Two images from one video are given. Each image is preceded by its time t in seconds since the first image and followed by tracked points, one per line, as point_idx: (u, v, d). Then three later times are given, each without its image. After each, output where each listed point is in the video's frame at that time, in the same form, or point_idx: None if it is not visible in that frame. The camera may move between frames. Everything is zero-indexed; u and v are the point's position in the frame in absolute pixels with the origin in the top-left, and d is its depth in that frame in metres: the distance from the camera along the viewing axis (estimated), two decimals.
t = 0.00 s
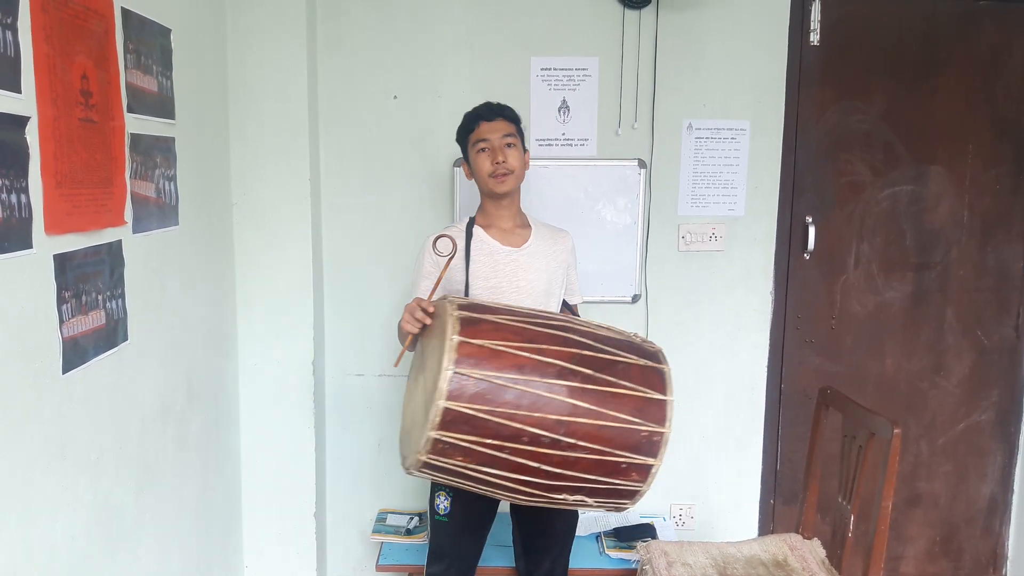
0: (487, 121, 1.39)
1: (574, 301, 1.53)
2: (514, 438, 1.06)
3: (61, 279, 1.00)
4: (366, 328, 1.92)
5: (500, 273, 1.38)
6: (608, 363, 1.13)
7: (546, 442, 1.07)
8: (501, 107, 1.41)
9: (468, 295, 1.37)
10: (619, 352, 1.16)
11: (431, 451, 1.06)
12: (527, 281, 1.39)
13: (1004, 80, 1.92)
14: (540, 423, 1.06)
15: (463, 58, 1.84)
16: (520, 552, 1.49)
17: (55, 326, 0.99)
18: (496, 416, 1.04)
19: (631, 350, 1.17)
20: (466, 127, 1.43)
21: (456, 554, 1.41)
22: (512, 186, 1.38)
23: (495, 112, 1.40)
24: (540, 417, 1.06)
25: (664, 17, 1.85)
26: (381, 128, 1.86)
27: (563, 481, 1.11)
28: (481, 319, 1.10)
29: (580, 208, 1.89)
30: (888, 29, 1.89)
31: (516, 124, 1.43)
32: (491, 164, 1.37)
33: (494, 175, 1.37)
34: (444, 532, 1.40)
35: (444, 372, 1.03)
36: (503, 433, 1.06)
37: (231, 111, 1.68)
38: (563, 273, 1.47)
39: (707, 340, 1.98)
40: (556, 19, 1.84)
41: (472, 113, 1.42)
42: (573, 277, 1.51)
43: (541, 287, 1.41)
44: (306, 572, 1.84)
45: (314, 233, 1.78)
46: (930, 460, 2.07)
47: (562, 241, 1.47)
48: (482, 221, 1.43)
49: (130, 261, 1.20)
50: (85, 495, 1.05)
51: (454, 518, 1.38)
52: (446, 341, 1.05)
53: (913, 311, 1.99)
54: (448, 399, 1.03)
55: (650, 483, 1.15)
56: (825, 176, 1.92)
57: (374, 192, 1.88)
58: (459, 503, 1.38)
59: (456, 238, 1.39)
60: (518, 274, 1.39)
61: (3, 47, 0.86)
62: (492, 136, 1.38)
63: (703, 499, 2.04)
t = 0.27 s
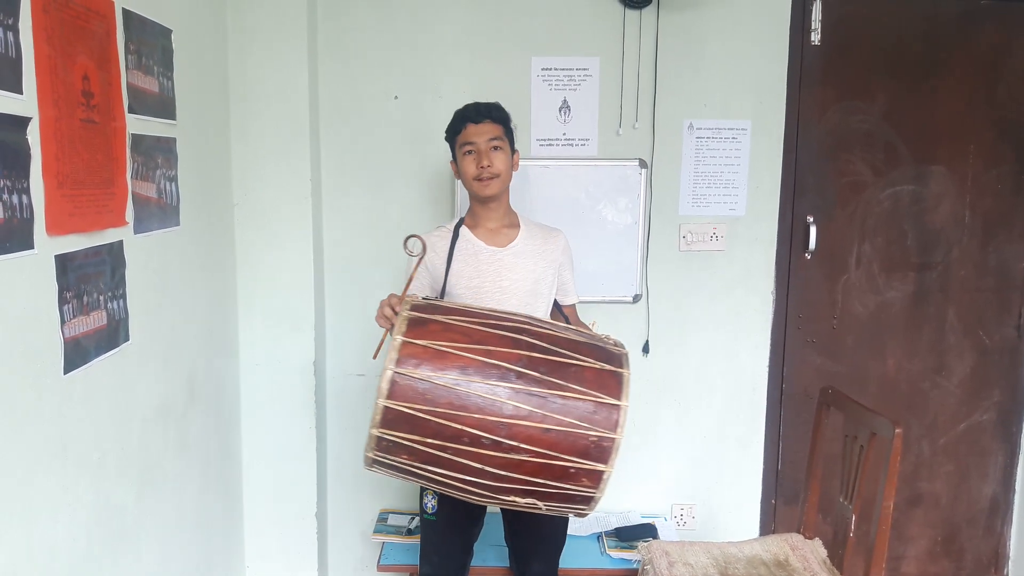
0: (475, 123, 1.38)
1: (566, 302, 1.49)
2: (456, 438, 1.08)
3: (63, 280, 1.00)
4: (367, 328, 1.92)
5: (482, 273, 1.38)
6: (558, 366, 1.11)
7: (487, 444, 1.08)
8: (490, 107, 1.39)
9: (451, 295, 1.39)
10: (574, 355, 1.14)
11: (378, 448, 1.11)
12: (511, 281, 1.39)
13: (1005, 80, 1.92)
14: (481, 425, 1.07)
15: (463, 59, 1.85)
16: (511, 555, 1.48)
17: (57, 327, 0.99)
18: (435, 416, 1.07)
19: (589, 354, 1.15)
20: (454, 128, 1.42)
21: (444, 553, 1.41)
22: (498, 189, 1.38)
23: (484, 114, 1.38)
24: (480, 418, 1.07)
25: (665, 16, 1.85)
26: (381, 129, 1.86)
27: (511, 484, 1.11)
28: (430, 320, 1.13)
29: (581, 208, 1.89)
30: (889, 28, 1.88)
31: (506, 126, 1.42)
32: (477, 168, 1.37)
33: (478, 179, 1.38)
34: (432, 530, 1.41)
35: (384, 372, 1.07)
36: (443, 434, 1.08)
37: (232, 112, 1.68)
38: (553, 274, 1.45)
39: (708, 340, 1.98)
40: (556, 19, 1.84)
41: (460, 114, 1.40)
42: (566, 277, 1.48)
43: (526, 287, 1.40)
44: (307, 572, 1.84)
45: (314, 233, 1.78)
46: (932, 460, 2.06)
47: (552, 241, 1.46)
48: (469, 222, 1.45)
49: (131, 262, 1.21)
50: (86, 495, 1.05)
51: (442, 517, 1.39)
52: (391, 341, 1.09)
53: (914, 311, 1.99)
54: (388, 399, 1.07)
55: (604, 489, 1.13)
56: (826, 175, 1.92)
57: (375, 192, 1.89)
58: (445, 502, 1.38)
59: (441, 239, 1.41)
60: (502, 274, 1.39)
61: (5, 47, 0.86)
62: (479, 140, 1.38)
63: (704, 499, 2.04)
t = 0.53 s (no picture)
0: (473, 125, 1.37)
1: (559, 302, 1.48)
2: (422, 436, 1.10)
3: (64, 280, 1.00)
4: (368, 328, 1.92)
5: (470, 274, 1.39)
6: (526, 364, 1.12)
7: (453, 441, 1.09)
8: (491, 110, 1.38)
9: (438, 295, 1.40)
10: (544, 353, 1.14)
11: (349, 445, 1.14)
12: (499, 281, 1.39)
13: (1005, 80, 1.92)
14: (446, 422, 1.08)
15: (464, 59, 1.85)
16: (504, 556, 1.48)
17: (59, 326, 0.99)
18: (401, 413, 1.09)
19: (560, 352, 1.15)
20: (451, 127, 1.41)
21: (436, 552, 1.41)
22: (489, 193, 1.38)
23: (484, 116, 1.37)
24: (445, 415, 1.08)
25: (665, 17, 1.85)
26: (382, 129, 1.87)
27: (480, 483, 1.12)
28: (401, 319, 1.16)
29: (581, 208, 1.89)
30: (890, 29, 1.88)
31: (503, 130, 1.41)
32: (470, 171, 1.37)
33: (470, 180, 1.38)
34: (423, 529, 1.41)
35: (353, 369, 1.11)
36: (409, 431, 1.10)
37: (233, 112, 1.68)
38: (544, 275, 1.44)
39: (709, 340, 1.98)
40: (557, 19, 1.84)
41: (458, 113, 1.39)
42: (559, 277, 1.46)
43: (515, 287, 1.40)
44: (307, 572, 1.84)
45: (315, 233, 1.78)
46: (932, 461, 2.06)
47: (543, 242, 1.44)
48: (459, 222, 1.45)
49: (132, 261, 1.21)
50: (87, 495, 1.05)
51: (432, 518, 1.39)
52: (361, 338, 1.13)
53: (914, 312, 1.99)
54: (356, 395, 1.10)
55: (574, 489, 1.12)
56: (827, 176, 1.92)
57: (375, 192, 1.89)
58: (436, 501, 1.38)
59: (431, 240, 1.43)
60: (489, 274, 1.39)
61: (5, 47, 0.87)
62: (475, 142, 1.37)
63: (704, 500, 2.04)
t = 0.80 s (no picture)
0: (460, 126, 1.37)
1: (551, 299, 1.47)
2: (411, 440, 1.10)
3: (65, 280, 1.00)
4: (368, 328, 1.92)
5: (459, 274, 1.39)
6: (513, 367, 1.12)
7: (442, 445, 1.09)
8: (476, 111, 1.38)
9: (429, 295, 1.41)
10: (531, 355, 1.14)
11: (339, 450, 1.15)
12: (489, 282, 1.39)
13: (1006, 80, 1.92)
14: (433, 426, 1.09)
15: (464, 59, 1.85)
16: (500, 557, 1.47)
17: (59, 326, 0.99)
18: (389, 418, 1.09)
19: (548, 354, 1.15)
20: (437, 129, 1.40)
21: (431, 551, 1.41)
22: (480, 193, 1.39)
23: (471, 117, 1.37)
24: (433, 420, 1.09)
25: (666, 17, 1.85)
26: (382, 129, 1.87)
27: (469, 486, 1.12)
28: (389, 323, 1.16)
29: (581, 207, 1.89)
30: (890, 28, 1.88)
31: (490, 130, 1.41)
32: (460, 172, 1.37)
33: (460, 183, 1.38)
34: (418, 527, 1.41)
35: (341, 374, 1.12)
36: (398, 436, 1.10)
37: (234, 112, 1.68)
38: (534, 274, 1.44)
39: (710, 340, 1.98)
40: (557, 19, 1.84)
41: (444, 115, 1.39)
42: (550, 275, 1.45)
43: (505, 287, 1.40)
44: (308, 572, 1.84)
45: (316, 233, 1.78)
46: (933, 461, 2.06)
47: (533, 240, 1.44)
48: (449, 223, 1.45)
49: (133, 261, 1.21)
50: (87, 495, 1.05)
51: (428, 516, 1.40)
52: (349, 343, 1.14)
53: (915, 312, 1.99)
54: (344, 400, 1.11)
55: (564, 491, 1.11)
56: (828, 175, 1.92)
57: (375, 192, 1.89)
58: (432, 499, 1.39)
59: (422, 240, 1.43)
60: (479, 275, 1.39)
61: (6, 47, 0.86)
62: (463, 143, 1.37)
63: (705, 500, 2.04)
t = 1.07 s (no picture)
0: (442, 123, 1.38)
1: (538, 298, 1.50)
2: (419, 450, 1.10)
3: (66, 279, 1.00)
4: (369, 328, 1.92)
5: (449, 275, 1.39)
6: (518, 375, 1.12)
7: (450, 454, 1.10)
8: (456, 107, 1.40)
9: (418, 296, 1.40)
10: (534, 361, 1.14)
11: (343, 461, 1.13)
12: (479, 282, 1.39)
13: (1007, 80, 1.92)
14: (441, 436, 1.09)
15: (464, 59, 1.85)
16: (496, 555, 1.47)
17: (60, 326, 0.99)
18: (396, 429, 1.09)
19: (550, 359, 1.16)
20: (419, 128, 1.41)
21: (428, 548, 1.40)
22: (468, 189, 1.39)
23: (451, 114, 1.39)
24: (440, 430, 1.08)
25: (666, 16, 1.85)
26: (382, 129, 1.86)
27: (477, 491, 1.13)
28: (390, 332, 1.14)
29: (582, 207, 1.89)
30: (891, 28, 1.88)
31: (471, 126, 1.42)
32: (446, 168, 1.37)
33: (448, 179, 1.37)
34: (414, 526, 1.40)
35: (344, 388, 1.09)
36: (405, 446, 1.10)
37: (234, 112, 1.68)
38: (523, 273, 1.45)
39: (710, 340, 1.98)
40: (557, 19, 1.84)
41: (425, 113, 1.40)
42: (537, 273, 1.48)
43: (495, 288, 1.40)
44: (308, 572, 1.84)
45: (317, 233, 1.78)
46: (934, 460, 2.06)
47: (521, 240, 1.45)
48: (437, 223, 1.44)
49: (133, 261, 1.21)
50: (88, 495, 1.05)
51: (424, 514, 1.39)
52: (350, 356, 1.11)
53: (915, 311, 1.99)
54: (349, 413, 1.09)
55: (569, 493, 1.14)
56: (828, 175, 1.91)
57: (376, 192, 1.89)
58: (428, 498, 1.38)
59: (409, 240, 1.41)
60: (470, 275, 1.39)
61: (6, 47, 0.86)
62: (446, 139, 1.38)
63: (706, 499, 2.04)
